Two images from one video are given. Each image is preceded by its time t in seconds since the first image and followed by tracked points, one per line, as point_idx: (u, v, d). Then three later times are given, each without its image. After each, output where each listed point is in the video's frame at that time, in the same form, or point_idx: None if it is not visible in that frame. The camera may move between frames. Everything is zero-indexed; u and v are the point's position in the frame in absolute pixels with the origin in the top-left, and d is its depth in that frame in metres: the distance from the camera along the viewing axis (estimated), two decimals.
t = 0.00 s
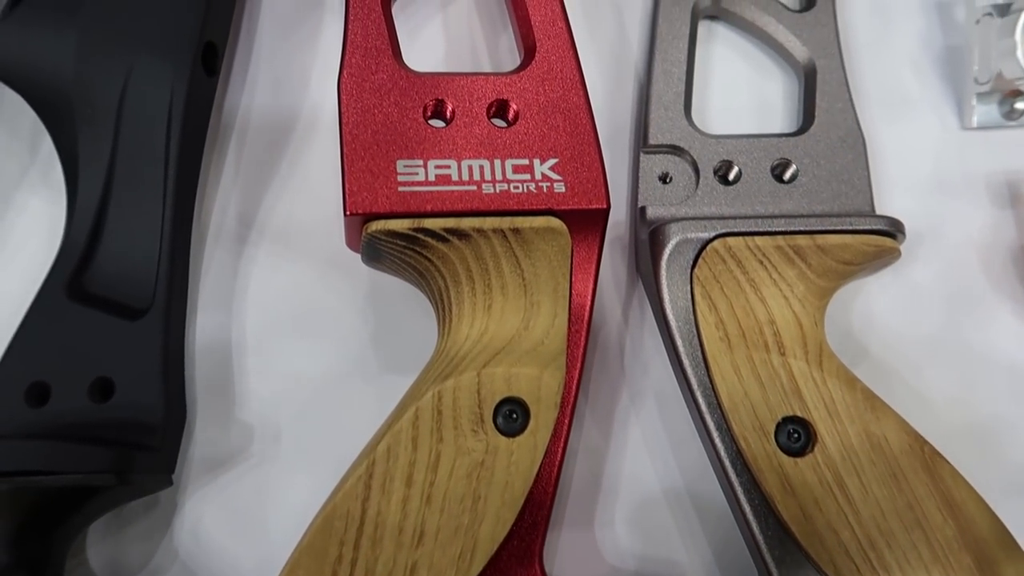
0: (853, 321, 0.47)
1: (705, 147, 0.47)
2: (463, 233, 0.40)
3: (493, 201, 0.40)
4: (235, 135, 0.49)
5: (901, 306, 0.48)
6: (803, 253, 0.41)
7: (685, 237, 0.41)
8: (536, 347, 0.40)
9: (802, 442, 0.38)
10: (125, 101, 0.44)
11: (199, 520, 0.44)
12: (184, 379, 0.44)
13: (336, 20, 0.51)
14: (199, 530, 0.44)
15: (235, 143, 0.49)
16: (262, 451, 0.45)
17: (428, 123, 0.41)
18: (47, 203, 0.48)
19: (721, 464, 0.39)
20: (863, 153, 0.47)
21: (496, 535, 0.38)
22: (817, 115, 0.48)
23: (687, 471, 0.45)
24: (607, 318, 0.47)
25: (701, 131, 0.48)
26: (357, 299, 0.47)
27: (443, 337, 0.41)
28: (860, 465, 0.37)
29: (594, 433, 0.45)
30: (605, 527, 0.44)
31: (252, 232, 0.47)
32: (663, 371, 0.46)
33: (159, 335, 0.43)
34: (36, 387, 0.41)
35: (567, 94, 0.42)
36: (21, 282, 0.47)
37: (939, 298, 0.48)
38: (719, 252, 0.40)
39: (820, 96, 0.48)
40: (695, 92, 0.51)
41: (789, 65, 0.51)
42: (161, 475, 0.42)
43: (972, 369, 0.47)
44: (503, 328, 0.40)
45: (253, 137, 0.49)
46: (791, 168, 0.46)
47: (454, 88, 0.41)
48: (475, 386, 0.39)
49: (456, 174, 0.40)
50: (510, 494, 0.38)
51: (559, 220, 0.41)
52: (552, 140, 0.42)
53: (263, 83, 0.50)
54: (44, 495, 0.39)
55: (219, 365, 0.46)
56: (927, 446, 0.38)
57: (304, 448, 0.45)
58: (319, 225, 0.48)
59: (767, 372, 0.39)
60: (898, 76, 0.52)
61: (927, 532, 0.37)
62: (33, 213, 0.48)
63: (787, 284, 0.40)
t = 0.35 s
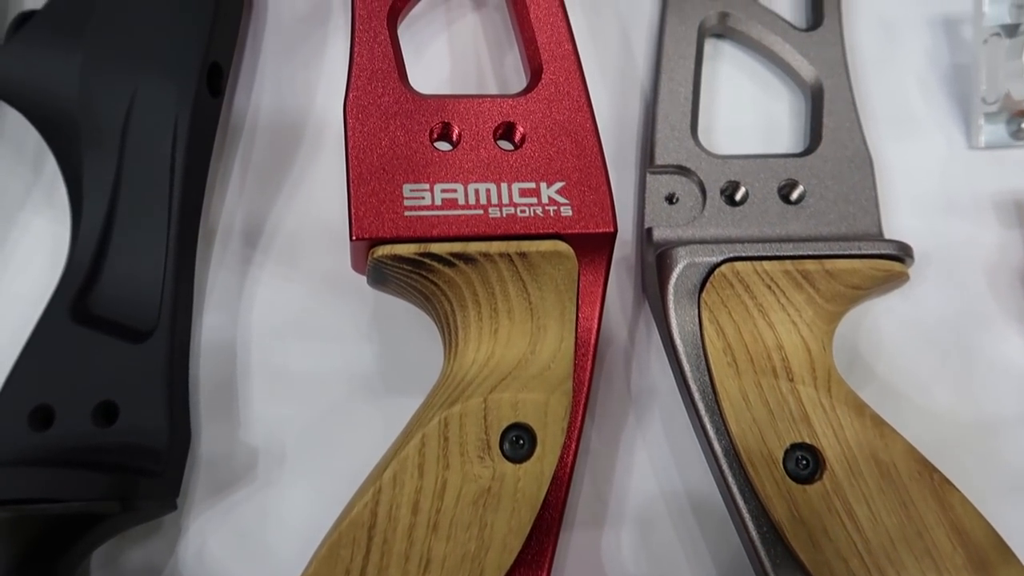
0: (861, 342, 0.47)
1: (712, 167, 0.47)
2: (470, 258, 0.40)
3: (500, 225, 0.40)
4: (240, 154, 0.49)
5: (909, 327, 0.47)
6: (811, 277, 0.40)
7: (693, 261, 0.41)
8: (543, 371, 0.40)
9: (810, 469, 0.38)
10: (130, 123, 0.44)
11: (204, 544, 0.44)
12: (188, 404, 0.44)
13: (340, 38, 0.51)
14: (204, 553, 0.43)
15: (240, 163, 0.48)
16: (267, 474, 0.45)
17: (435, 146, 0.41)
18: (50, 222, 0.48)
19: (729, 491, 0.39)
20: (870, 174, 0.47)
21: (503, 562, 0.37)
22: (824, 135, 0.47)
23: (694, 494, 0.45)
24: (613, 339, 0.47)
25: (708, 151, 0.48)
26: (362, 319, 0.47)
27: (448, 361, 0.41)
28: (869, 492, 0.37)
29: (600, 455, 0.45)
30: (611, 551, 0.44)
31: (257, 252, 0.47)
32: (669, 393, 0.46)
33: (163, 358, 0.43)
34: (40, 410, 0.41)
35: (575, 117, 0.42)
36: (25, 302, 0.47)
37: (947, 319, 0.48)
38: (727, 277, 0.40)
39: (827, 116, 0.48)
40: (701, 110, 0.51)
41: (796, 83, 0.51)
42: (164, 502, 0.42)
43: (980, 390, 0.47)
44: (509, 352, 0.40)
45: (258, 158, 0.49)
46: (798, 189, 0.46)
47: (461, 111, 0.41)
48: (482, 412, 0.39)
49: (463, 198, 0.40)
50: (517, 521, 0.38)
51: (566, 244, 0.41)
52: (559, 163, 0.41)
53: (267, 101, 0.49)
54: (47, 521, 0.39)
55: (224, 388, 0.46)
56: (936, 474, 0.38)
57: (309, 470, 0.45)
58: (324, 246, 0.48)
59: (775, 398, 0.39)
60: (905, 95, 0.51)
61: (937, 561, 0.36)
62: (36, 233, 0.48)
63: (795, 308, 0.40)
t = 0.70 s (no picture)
0: (868, 364, 0.47)
1: (719, 188, 0.46)
2: (476, 282, 0.40)
3: (506, 250, 0.40)
4: (244, 174, 0.48)
5: (917, 348, 0.47)
6: (820, 302, 0.40)
7: (700, 285, 0.40)
8: (550, 396, 0.40)
9: (819, 496, 0.37)
10: (134, 144, 0.44)
11: (208, 568, 0.43)
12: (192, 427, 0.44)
13: (345, 56, 0.51)
14: None
15: (244, 183, 0.48)
16: (271, 497, 0.44)
17: (440, 170, 0.40)
18: (53, 241, 0.48)
19: (737, 518, 0.39)
20: (878, 195, 0.46)
21: None
22: (831, 156, 0.47)
23: (701, 518, 0.44)
24: (620, 361, 0.46)
25: (714, 171, 0.48)
26: (367, 341, 0.46)
27: (454, 386, 0.41)
28: (878, 521, 0.37)
29: (607, 478, 0.45)
30: None
31: (261, 272, 0.47)
32: (676, 415, 0.46)
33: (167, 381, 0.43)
34: (43, 436, 0.41)
35: (581, 140, 0.42)
36: (28, 322, 0.47)
37: (954, 340, 0.47)
38: (735, 301, 0.40)
39: (835, 136, 0.48)
40: (707, 129, 0.50)
41: (803, 102, 0.50)
42: (168, 527, 0.42)
43: (989, 411, 0.46)
44: (515, 377, 0.40)
45: (262, 178, 0.48)
46: (805, 210, 0.46)
47: (467, 134, 0.41)
48: (488, 438, 0.38)
49: (469, 222, 0.40)
50: (524, 548, 0.37)
51: (573, 267, 0.41)
52: (565, 186, 0.41)
53: (271, 121, 0.49)
54: (52, 548, 0.39)
55: (229, 410, 0.45)
56: (946, 501, 0.37)
57: (314, 493, 0.44)
58: (329, 267, 0.47)
59: (783, 424, 0.38)
60: (912, 114, 0.51)
61: None
62: (39, 253, 0.48)
63: (803, 334, 0.40)
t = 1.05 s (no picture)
0: (878, 390, 0.46)
1: (728, 211, 0.46)
2: (484, 310, 0.39)
3: (515, 277, 0.40)
4: (249, 196, 0.48)
5: (927, 373, 0.47)
6: (831, 330, 0.40)
7: (710, 313, 0.40)
8: (558, 425, 0.39)
9: (831, 528, 0.37)
10: (139, 168, 0.43)
11: None
12: (197, 453, 0.44)
13: (350, 77, 0.50)
14: None
15: (249, 205, 0.48)
16: (276, 524, 0.44)
17: (448, 196, 0.40)
18: (57, 264, 0.47)
19: (748, 550, 0.38)
20: (888, 218, 0.46)
21: None
22: (840, 179, 0.47)
23: (710, 546, 0.44)
24: (628, 386, 0.46)
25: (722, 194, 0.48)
26: (372, 366, 0.46)
27: (461, 413, 0.40)
28: (891, 553, 0.36)
29: (615, 505, 0.44)
30: None
31: (266, 296, 0.47)
32: (685, 441, 0.45)
33: (173, 407, 0.42)
34: (48, 462, 0.41)
35: (589, 165, 0.42)
36: (31, 346, 0.46)
37: (965, 364, 0.47)
38: (745, 329, 0.40)
39: (844, 159, 0.47)
40: (714, 149, 0.50)
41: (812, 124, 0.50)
42: (173, 556, 0.42)
43: (1000, 437, 0.46)
44: (523, 405, 0.39)
45: (267, 200, 0.48)
46: (814, 233, 0.46)
47: (475, 160, 0.41)
48: (496, 469, 0.38)
49: (476, 249, 0.39)
50: None
51: (582, 294, 0.40)
52: (574, 212, 0.41)
53: (276, 142, 0.49)
54: None
55: (234, 436, 0.45)
56: (959, 533, 0.37)
57: (320, 520, 0.44)
58: (334, 290, 0.47)
59: (794, 454, 0.38)
60: (921, 135, 0.51)
61: None
62: (42, 276, 0.47)
63: (814, 362, 0.39)
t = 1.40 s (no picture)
0: (885, 410, 0.46)
1: (735, 230, 0.46)
2: (491, 333, 0.39)
3: (522, 300, 0.40)
4: (255, 215, 0.48)
5: (934, 392, 0.47)
6: (839, 353, 0.40)
7: (717, 336, 0.40)
8: (565, 448, 0.39)
9: (839, 553, 0.37)
10: (146, 189, 0.43)
11: None
12: (203, 473, 0.44)
13: (356, 95, 0.50)
14: None
15: (255, 224, 0.48)
16: (282, 544, 0.44)
17: (455, 218, 0.40)
18: (62, 283, 0.47)
19: None
20: (895, 238, 0.46)
21: None
22: (847, 199, 0.47)
23: (717, 567, 0.44)
24: (634, 405, 0.46)
25: (728, 213, 0.47)
26: (379, 386, 0.46)
27: (467, 435, 0.40)
28: None
29: (622, 526, 0.44)
30: None
31: (273, 315, 0.47)
32: (692, 461, 0.45)
33: (179, 428, 0.42)
34: (55, 484, 0.41)
35: (596, 187, 0.42)
36: (37, 366, 0.46)
37: (971, 384, 0.47)
38: (752, 352, 0.40)
39: (850, 178, 0.47)
40: (721, 167, 0.50)
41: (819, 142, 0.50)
42: None
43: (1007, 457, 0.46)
44: (530, 428, 0.39)
45: (273, 218, 0.48)
46: (821, 253, 0.45)
47: (482, 182, 0.41)
48: (504, 493, 0.38)
49: (483, 272, 0.39)
50: None
51: (589, 316, 0.40)
52: (580, 234, 0.41)
53: (282, 161, 0.49)
54: None
55: (240, 456, 0.45)
56: (968, 558, 0.37)
57: (326, 541, 0.44)
58: (340, 310, 0.47)
59: (803, 478, 0.38)
60: (928, 153, 0.51)
61: None
62: (48, 294, 0.47)
63: (822, 385, 0.39)
